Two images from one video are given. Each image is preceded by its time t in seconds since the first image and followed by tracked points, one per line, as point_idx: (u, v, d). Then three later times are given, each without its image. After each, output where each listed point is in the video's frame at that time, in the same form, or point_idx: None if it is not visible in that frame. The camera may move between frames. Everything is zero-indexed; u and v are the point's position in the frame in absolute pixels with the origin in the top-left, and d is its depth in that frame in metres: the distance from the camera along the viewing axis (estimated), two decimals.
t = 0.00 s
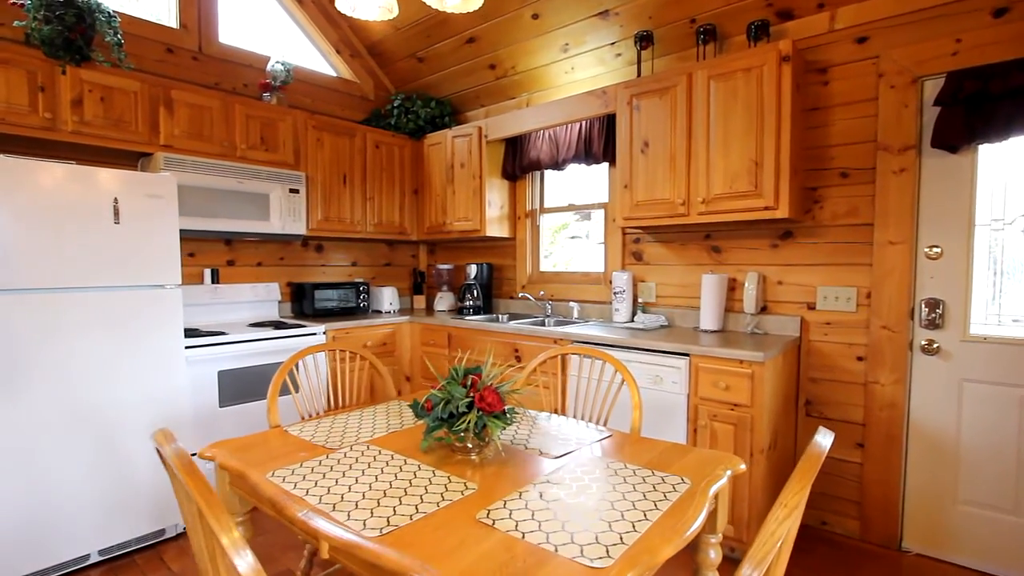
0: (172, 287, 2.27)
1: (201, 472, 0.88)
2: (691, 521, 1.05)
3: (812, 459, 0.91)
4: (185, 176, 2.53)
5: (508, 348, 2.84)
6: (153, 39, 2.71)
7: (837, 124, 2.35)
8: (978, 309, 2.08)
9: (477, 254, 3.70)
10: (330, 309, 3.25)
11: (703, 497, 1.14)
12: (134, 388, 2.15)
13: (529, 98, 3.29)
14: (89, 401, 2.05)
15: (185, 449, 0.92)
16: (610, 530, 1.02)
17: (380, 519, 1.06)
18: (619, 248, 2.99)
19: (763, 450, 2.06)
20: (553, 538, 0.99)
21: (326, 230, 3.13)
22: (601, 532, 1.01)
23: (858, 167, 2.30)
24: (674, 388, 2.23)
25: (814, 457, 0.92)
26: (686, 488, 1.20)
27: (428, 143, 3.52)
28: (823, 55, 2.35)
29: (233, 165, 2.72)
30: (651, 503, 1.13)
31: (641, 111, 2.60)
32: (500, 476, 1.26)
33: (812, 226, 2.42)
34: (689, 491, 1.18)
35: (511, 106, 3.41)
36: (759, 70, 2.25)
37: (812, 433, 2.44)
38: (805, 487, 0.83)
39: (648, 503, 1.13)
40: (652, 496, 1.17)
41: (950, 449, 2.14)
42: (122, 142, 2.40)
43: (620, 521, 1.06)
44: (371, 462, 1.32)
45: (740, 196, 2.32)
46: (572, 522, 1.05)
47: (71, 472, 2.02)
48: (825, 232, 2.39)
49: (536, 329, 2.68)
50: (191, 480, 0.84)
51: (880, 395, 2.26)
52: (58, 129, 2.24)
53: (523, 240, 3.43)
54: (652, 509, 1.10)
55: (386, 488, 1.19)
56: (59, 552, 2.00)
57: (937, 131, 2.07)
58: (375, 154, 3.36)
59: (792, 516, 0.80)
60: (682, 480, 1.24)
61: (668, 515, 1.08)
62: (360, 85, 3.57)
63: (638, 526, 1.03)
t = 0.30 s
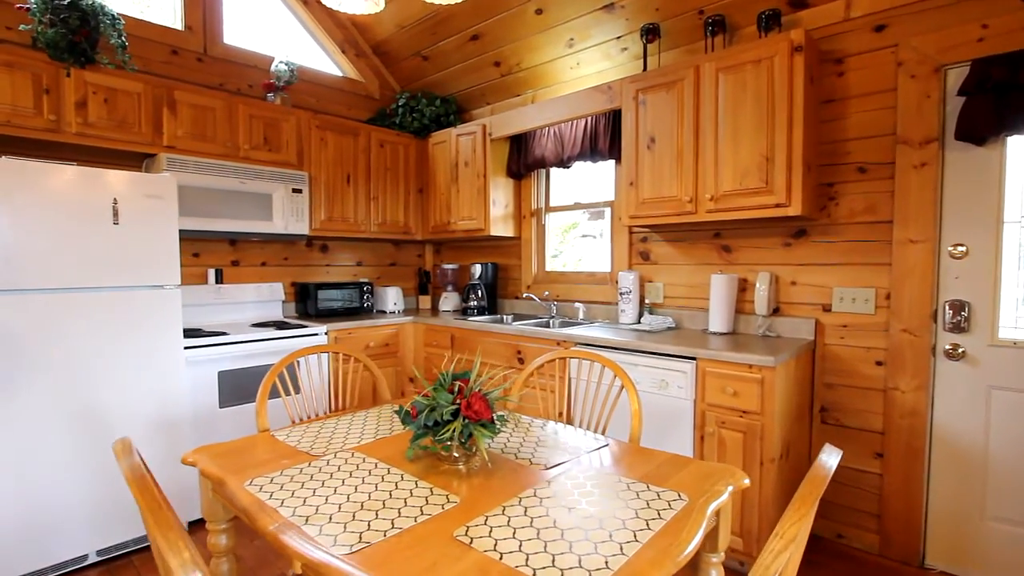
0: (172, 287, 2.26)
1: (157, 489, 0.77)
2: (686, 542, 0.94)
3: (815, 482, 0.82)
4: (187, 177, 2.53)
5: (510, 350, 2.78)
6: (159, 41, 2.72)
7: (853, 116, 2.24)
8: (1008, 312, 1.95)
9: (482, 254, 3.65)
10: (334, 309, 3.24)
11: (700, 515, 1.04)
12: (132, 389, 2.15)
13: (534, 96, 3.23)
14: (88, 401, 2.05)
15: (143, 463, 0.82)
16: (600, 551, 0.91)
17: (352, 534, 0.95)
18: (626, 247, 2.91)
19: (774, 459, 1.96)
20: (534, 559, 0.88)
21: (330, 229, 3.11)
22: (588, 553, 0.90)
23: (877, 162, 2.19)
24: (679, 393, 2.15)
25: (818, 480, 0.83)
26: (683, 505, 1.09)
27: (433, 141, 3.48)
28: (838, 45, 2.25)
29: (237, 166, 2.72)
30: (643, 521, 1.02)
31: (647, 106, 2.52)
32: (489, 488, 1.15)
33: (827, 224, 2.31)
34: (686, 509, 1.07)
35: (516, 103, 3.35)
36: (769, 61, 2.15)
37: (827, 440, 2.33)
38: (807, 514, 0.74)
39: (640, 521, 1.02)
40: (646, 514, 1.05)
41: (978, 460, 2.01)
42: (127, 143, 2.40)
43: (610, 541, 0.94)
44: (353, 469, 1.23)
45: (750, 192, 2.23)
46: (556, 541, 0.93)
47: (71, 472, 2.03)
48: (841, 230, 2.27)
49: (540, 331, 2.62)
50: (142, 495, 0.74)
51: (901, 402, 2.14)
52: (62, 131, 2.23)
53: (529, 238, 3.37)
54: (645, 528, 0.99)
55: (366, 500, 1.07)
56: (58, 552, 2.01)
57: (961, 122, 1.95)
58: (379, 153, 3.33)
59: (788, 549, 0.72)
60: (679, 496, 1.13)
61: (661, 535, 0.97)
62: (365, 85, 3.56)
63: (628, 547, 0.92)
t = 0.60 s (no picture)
0: (170, 287, 2.25)
1: (105, 503, 0.71)
2: (678, 567, 0.88)
3: (816, 511, 0.75)
4: (186, 176, 2.52)
5: (513, 352, 2.73)
6: (161, 40, 2.71)
7: (869, 110, 2.14)
8: None
9: (488, 253, 3.60)
10: (337, 309, 3.22)
11: (696, 535, 0.97)
12: (129, 391, 2.14)
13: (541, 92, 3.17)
14: (85, 402, 2.04)
15: (94, 475, 0.76)
16: None
17: (324, 552, 0.90)
18: (633, 247, 2.83)
19: (784, 468, 1.89)
20: None
21: (333, 229, 3.09)
22: None
23: (894, 157, 2.09)
24: (684, 399, 2.06)
25: (819, 509, 0.75)
26: (677, 524, 1.02)
27: (438, 139, 3.44)
28: (854, 36, 2.15)
29: (237, 165, 2.70)
30: (634, 541, 0.95)
31: (653, 102, 2.45)
32: (475, 501, 1.10)
33: (841, 223, 2.22)
34: (681, 529, 1.00)
35: (522, 100, 3.29)
36: (781, 54, 2.07)
37: (840, 448, 2.24)
38: (804, 546, 0.69)
39: (631, 542, 0.95)
40: (638, 533, 0.99)
41: (1000, 471, 1.91)
42: (127, 142, 2.39)
43: (596, 564, 0.88)
44: (336, 479, 1.19)
45: (760, 190, 2.15)
46: (539, 564, 0.87)
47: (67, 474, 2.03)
48: (856, 229, 2.18)
49: (543, 333, 2.56)
50: (86, 512, 0.68)
51: (919, 409, 2.05)
52: (62, 131, 2.22)
53: (534, 238, 3.31)
54: (636, 550, 0.93)
55: (344, 513, 1.03)
56: (55, 554, 2.00)
57: (983, 116, 1.84)
58: (383, 152, 3.30)
59: None
60: (675, 515, 1.06)
61: (652, 558, 0.90)
62: (370, 83, 3.52)
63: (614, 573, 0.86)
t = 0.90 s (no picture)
0: (164, 287, 2.22)
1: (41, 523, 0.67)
2: None
3: (819, 545, 0.68)
4: (183, 174, 2.48)
5: (516, 355, 2.66)
6: (159, 36, 2.68)
7: (886, 105, 2.05)
8: None
9: (493, 253, 3.54)
10: (339, 309, 3.17)
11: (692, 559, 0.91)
12: (122, 393, 2.11)
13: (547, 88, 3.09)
14: (75, 403, 2.01)
15: (34, 491, 0.71)
16: None
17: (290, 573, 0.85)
18: (639, 247, 2.76)
19: (792, 477, 1.81)
20: None
21: (334, 228, 3.04)
22: None
23: (911, 154, 2.00)
24: (690, 405, 1.99)
25: (822, 543, 0.69)
26: (672, 546, 0.96)
27: (442, 137, 3.38)
28: (871, 27, 2.06)
29: (234, 162, 2.66)
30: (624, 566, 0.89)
31: (660, 97, 2.37)
32: (460, 517, 1.05)
33: (856, 223, 2.13)
34: (676, 551, 0.94)
35: (528, 97, 3.22)
36: (793, 46, 1.98)
37: (853, 457, 2.16)
38: None
39: (621, 566, 0.89)
40: (629, 555, 0.93)
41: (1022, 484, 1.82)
42: (121, 140, 2.36)
43: None
44: (315, 491, 1.14)
45: (770, 188, 2.07)
46: None
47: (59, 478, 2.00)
48: (871, 229, 2.09)
49: (544, 335, 2.50)
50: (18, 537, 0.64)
51: (936, 418, 1.96)
52: (56, 128, 2.21)
53: (539, 238, 3.25)
54: None
55: (317, 529, 0.98)
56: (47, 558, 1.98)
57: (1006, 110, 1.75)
58: (386, 150, 3.25)
59: None
60: (670, 535, 1.00)
61: None
62: (373, 79, 3.47)
63: None
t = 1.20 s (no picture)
0: (157, 287, 2.20)
1: None
2: None
3: None
4: (179, 171, 2.45)
5: (519, 358, 2.60)
6: (157, 30, 2.64)
7: (905, 99, 1.95)
8: None
9: (498, 253, 3.48)
10: (342, 310, 3.13)
11: None
12: (114, 395, 2.09)
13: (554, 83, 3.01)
14: (68, 405, 2.00)
15: None
16: None
17: None
18: (647, 247, 2.67)
19: (802, 489, 1.73)
20: None
21: (336, 227, 2.99)
22: None
23: (932, 150, 1.90)
24: (694, 412, 1.92)
25: None
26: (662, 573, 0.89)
27: (447, 134, 3.32)
28: (891, 16, 1.96)
29: (231, 159, 2.62)
30: None
31: (668, 91, 2.28)
32: (439, 539, 1.00)
33: (873, 223, 2.03)
34: None
35: (534, 92, 3.14)
36: (807, 36, 1.89)
37: (866, 467, 2.07)
38: None
39: None
40: None
41: None
42: (115, 136, 2.33)
43: None
44: (291, 505, 1.09)
45: (781, 186, 1.98)
46: None
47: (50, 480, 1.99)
48: (888, 229, 1.99)
49: (548, 337, 2.43)
50: None
51: (955, 428, 1.86)
52: (48, 124, 2.19)
53: (546, 237, 3.18)
54: None
55: (283, 549, 0.93)
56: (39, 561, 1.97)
57: None
58: (389, 147, 3.19)
59: None
60: (662, 561, 0.93)
61: None
62: (377, 75, 3.41)
63: None
